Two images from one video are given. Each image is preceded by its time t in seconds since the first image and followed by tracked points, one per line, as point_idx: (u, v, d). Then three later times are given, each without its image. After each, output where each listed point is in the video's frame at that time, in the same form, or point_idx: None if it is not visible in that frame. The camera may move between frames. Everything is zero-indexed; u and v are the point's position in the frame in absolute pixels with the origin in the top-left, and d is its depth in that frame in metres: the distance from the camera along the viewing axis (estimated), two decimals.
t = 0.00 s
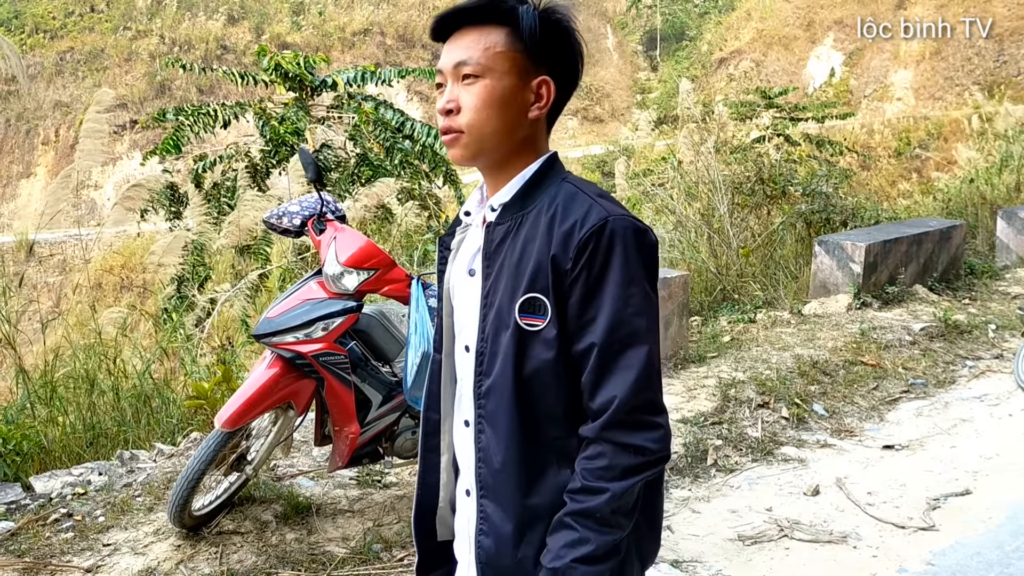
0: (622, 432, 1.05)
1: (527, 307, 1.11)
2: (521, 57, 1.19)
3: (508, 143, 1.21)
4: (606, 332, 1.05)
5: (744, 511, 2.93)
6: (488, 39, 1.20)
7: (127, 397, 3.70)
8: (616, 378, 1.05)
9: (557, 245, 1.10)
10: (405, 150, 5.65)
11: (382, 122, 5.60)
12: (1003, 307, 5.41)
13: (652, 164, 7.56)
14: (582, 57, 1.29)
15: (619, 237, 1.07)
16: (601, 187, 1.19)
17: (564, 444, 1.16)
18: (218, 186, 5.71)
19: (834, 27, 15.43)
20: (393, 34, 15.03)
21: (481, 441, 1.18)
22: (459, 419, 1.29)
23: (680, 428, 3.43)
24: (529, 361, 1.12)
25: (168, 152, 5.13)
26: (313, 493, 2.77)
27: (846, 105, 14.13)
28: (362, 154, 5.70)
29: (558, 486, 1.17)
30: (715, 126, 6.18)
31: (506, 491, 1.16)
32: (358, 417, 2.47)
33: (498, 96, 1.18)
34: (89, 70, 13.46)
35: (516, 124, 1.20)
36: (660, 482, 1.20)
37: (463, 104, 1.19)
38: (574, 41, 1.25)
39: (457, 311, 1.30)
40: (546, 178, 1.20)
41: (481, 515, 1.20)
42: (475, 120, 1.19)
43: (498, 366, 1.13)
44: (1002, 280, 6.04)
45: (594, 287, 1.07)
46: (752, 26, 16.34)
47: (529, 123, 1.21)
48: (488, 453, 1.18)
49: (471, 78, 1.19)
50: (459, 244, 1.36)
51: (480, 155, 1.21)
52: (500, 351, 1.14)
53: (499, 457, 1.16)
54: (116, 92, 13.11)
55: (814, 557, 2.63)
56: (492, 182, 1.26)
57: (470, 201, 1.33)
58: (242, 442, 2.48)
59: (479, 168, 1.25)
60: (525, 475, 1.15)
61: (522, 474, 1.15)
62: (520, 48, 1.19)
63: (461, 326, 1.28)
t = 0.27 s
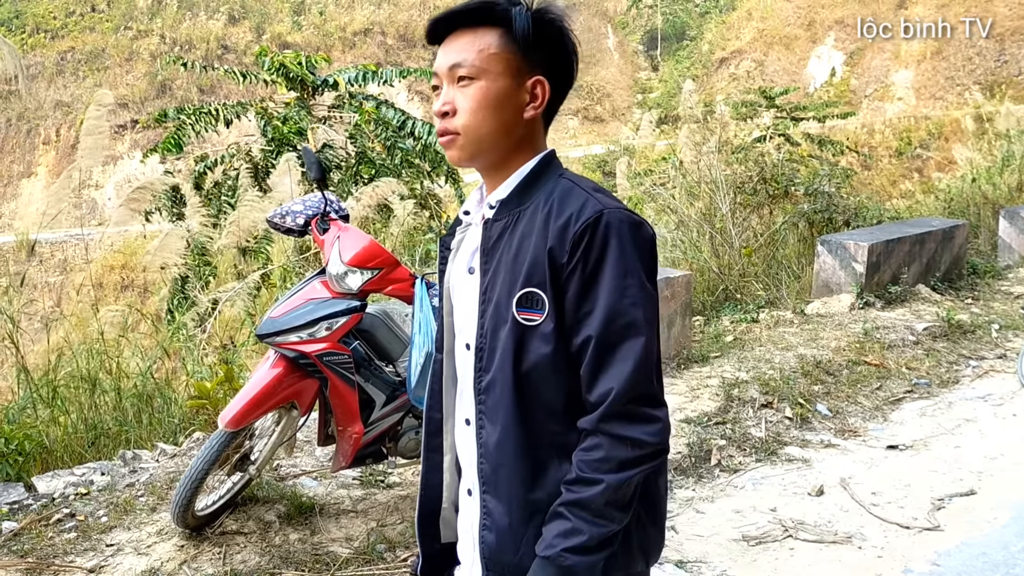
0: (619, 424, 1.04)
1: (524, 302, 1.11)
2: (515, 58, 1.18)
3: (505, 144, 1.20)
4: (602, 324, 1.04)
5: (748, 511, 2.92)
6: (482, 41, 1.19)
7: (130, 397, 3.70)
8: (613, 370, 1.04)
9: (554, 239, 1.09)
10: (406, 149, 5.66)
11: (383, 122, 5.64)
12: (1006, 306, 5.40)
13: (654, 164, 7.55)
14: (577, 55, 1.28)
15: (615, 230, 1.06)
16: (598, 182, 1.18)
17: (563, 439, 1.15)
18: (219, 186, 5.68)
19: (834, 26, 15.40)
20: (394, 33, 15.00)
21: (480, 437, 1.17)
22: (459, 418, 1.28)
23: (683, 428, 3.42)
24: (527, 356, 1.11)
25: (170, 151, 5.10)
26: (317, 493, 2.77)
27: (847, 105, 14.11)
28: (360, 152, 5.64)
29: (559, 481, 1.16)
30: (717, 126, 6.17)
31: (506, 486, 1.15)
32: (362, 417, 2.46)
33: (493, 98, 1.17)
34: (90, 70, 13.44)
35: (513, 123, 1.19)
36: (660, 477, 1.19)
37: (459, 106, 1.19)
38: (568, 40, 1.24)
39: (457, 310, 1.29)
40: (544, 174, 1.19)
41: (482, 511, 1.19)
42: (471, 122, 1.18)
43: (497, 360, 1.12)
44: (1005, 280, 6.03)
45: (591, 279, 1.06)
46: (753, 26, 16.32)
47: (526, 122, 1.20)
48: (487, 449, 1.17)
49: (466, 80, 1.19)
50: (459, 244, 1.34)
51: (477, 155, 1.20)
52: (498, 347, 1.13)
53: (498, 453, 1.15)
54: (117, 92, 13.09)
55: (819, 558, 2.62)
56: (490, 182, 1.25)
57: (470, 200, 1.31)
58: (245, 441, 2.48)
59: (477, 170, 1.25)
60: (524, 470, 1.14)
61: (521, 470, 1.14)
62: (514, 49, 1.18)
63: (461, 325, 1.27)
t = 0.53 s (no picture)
0: (625, 426, 1.02)
1: (532, 301, 1.10)
2: (526, 55, 1.17)
3: (515, 142, 1.19)
4: (609, 324, 1.03)
5: (753, 512, 2.91)
6: (493, 38, 1.18)
7: (132, 397, 3.69)
8: (620, 371, 1.03)
9: (563, 237, 1.08)
10: (407, 149, 5.68)
11: (385, 122, 5.62)
12: (1009, 307, 5.39)
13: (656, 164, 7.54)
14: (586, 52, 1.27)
15: (624, 229, 1.05)
16: (607, 182, 1.17)
17: (569, 441, 1.14)
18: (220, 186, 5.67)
19: (836, 26, 15.37)
20: (395, 33, 15.00)
21: (486, 436, 1.17)
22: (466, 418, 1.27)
23: (688, 429, 3.42)
24: (534, 355, 1.10)
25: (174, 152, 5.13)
26: (320, 493, 2.76)
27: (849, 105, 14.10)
28: (361, 151, 5.64)
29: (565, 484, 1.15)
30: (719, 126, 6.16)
31: (510, 487, 1.14)
32: (366, 418, 2.45)
33: (504, 95, 1.16)
34: (91, 70, 13.41)
35: (524, 122, 1.18)
36: (667, 482, 1.18)
37: (470, 104, 1.18)
38: (578, 37, 1.23)
39: (464, 309, 1.28)
40: (552, 173, 1.18)
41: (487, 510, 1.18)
42: (483, 119, 1.17)
43: (503, 359, 1.12)
44: (1008, 280, 6.02)
45: (598, 279, 1.05)
46: (755, 26, 16.30)
47: (537, 121, 1.19)
48: (492, 448, 1.16)
49: (477, 77, 1.18)
50: (465, 244, 1.34)
51: (487, 154, 1.19)
52: (505, 345, 1.12)
53: (502, 452, 1.14)
54: (118, 92, 13.08)
55: (824, 559, 2.61)
56: (499, 180, 1.24)
57: (477, 198, 1.30)
58: (249, 442, 2.47)
59: (487, 168, 1.23)
60: (528, 471, 1.14)
61: (525, 470, 1.14)
62: (525, 47, 1.17)
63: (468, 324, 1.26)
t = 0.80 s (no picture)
0: (648, 435, 1.03)
1: (551, 307, 1.09)
2: (546, 55, 1.16)
3: (532, 143, 1.18)
4: (631, 333, 1.03)
5: (759, 513, 2.90)
6: (512, 36, 1.17)
7: (135, 397, 3.68)
8: (643, 380, 1.03)
9: (583, 243, 1.07)
10: (410, 149, 5.68)
11: (387, 122, 5.63)
12: (1014, 307, 5.38)
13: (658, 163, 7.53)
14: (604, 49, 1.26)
15: (645, 236, 1.04)
16: (624, 185, 1.16)
17: (587, 447, 1.14)
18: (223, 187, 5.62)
19: (836, 26, 15.33)
20: (396, 33, 14.96)
21: (503, 442, 1.16)
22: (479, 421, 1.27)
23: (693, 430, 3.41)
24: (553, 362, 1.10)
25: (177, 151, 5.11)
26: (325, 494, 2.75)
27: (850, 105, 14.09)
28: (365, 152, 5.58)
29: (583, 490, 1.15)
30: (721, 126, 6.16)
31: (529, 494, 1.14)
32: (372, 418, 2.44)
33: (523, 96, 1.16)
34: (91, 70, 13.35)
35: (541, 122, 1.18)
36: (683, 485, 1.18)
37: (489, 104, 1.17)
38: (596, 33, 1.22)
39: (476, 310, 1.27)
40: (568, 176, 1.17)
41: (505, 515, 1.18)
42: (501, 120, 1.16)
43: (521, 366, 1.11)
44: (1012, 280, 6.00)
45: (620, 286, 1.04)
46: (756, 26, 16.28)
47: (554, 121, 1.19)
48: (509, 454, 1.15)
49: (496, 77, 1.16)
50: (475, 242, 1.33)
51: (504, 154, 1.18)
52: (523, 352, 1.12)
53: (521, 459, 1.14)
54: (119, 92, 13.03)
55: (831, 560, 2.60)
56: (514, 181, 1.23)
57: (488, 199, 1.29)
58: (254, 443, 2.46)
59: (502, 168, 1.23)
60: (547, 478, 1.13)
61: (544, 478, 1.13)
62: (544, 46, 1.16)
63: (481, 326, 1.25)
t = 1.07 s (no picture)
0: (682, 442, 1.03)
1: (578, 314, 1.09)
2: (564, 56, 1.16)
3: (549, 146, 1.18)
4: (662, 340, 1.03)
5: (764, 514, 2.89)
6: (528, 37, 1.16)
7: (136, 397, 3.67)
8: (675, 386, 1.03)
9: (610, 249, 1.07)
10: (413, 149, 5.67)
11: (389, 123, 5.62)
12: (1017, 307, 5.37)
13: (659, 163, 7.52)
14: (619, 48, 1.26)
15: (675, 241, 1.04)
16: (645, 188, 1.17)
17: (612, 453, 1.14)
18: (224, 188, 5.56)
19: (837, 27, 15.26)
20: (397, 33, 14.91)
21: (526, 450, 1.16)
22: (497, 427, 1.26)
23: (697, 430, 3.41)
24: (580, 369, 1.09)
25: (180, 153, 5.11)
26: (329, 495, 2.74)
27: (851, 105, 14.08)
28: (370, 153, 5.61)
29: (609, 497, 1.14)
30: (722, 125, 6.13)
31: (554, 502, 1.14)
32: (376, 419, 2.43)
33: (540, 98, 1.15)
34: (92, 70, 13.32)
35: (558, 124, 1.17)
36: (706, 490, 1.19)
37: (504, 105, 1.16)
38: (613, 32, 1.22)
39: (492, 314, 1.27)
40: (588, 181, 1.18)
41: (528, 524, 1.17)
42: (517, 122, 1.15)
43: (548, 373, 1.10)
44: (1015, 280, 5.99)
45: (650, 292, 1.04)
46: (756, 26, 16.25)
47: (571, 123, 1.19)
48: (534, 462, 1.15)
49: (512, 78, 1.16)
50: (485, 243, 1.33)
51: (521, 157, 1.18)
52: (548, 359, 1.11)
53: (546, 467, 1.13)
54: (119, 92, 12.99)
55: (837, 561, 2.60)
56: (530, 183, 1.23)
57: (502, 200, 1.30)
58: (259, 443, 2.46)
59: (517, 170, 1.23)
60: (573, 486, 1.13)
61: (570, 486, 1.13)
62: (562, 48, 1.15)
63: (498, 330, 1.25)
